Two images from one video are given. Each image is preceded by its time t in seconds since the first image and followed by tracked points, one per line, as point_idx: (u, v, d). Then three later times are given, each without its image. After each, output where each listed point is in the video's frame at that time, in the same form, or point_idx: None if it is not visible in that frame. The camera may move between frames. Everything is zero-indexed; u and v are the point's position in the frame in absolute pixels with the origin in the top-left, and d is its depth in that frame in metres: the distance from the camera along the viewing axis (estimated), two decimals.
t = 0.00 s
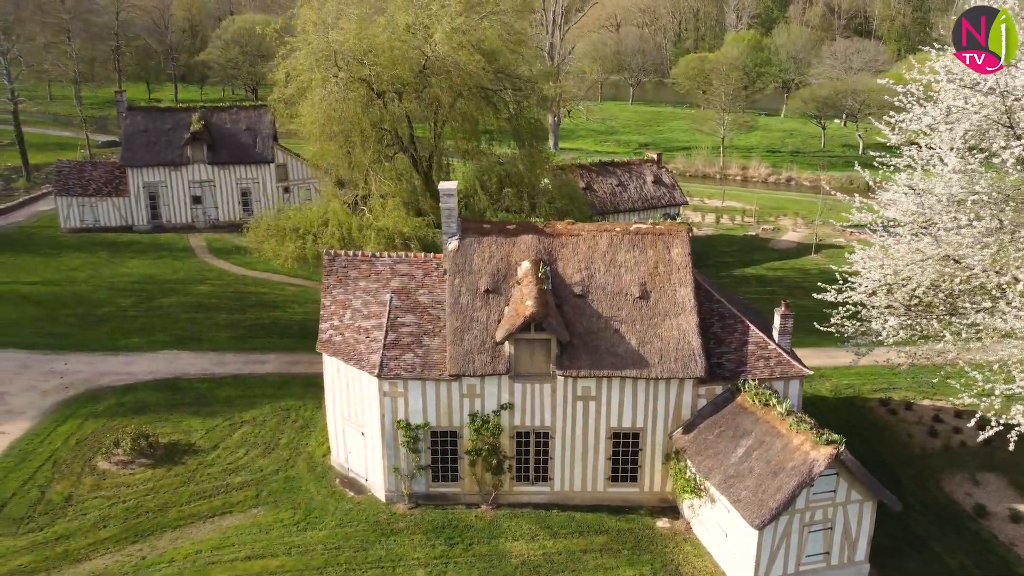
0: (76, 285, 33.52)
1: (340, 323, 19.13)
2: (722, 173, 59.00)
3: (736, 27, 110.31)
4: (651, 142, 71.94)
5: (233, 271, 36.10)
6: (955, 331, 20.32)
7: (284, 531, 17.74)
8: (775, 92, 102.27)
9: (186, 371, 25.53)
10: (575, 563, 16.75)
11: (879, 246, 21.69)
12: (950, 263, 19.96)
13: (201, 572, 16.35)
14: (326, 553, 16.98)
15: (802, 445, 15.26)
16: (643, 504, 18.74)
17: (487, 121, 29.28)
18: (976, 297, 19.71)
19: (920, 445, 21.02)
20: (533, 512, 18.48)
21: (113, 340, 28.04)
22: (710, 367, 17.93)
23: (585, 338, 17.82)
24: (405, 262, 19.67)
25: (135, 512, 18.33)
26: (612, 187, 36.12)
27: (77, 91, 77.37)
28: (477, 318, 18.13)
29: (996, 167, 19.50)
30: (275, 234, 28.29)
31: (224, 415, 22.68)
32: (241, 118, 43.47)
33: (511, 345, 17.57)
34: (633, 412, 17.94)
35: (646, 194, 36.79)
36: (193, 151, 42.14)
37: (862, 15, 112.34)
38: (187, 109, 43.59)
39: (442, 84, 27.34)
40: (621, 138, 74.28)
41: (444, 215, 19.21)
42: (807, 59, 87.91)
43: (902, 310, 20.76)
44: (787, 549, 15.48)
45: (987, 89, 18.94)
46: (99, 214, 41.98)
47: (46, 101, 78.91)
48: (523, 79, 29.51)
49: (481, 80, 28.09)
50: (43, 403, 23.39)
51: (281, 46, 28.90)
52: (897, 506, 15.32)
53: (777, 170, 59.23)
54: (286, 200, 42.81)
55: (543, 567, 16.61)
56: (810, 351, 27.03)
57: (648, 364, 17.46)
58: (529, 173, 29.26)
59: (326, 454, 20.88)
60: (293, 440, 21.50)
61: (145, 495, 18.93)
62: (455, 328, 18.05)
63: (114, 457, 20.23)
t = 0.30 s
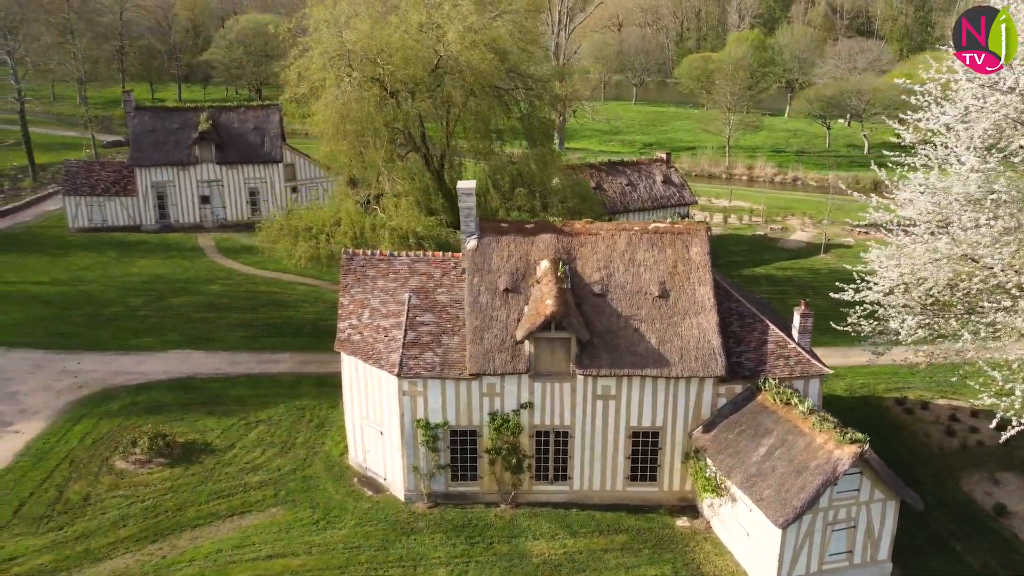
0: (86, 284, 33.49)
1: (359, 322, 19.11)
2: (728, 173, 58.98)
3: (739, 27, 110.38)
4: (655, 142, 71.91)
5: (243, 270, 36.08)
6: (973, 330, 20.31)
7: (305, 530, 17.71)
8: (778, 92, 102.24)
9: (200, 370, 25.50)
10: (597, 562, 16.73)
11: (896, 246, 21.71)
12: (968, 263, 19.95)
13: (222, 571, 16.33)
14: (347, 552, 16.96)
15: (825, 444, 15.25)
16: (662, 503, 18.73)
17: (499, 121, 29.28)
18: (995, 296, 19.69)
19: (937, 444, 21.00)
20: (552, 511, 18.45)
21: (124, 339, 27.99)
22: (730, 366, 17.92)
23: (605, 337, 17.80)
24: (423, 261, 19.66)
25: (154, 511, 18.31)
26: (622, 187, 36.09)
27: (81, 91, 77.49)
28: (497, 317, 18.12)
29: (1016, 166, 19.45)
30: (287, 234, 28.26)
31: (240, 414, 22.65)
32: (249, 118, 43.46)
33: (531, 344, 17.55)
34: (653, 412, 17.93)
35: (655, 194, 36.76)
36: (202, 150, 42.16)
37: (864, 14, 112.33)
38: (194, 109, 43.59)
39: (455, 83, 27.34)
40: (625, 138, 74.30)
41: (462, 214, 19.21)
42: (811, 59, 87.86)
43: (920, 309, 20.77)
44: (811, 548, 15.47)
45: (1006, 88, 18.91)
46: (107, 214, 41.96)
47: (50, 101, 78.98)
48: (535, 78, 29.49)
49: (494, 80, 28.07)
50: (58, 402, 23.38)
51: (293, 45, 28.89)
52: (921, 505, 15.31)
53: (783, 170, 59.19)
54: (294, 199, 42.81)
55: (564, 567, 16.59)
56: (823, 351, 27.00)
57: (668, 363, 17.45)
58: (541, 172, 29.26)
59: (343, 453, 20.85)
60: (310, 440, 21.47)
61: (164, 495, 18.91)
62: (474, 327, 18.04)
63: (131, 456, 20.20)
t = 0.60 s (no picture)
0: (96, 284, 33.48)
1: (377, 320, 19.09)
2: (734, 173, 58.95)
3: (741, 28, 110.45)
4: (660, 142, 71.90)
5: (252, 269, 36.05)
6: (990, 329, 20.32)
7: (325, 528, 17.70)
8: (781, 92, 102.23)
9: (213, 369, 25.47)
10: (618, 560, 16.72)
11: (913, 244, 21.67)
12: (985, 262, 19.96)
13: (243, 570, 16.32)
14: (368, 551, 16.95)
15: (849, 442, 15.24)
16: (681, 502, 18.72)
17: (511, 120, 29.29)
18: (1014, 295, 19.67)
19: (954, 443, 20.97)
20: (571, 510, 18.43)
21: (136, 338, 27.96)
22: (750, 364, 17.91)
23: (625, 336, 17.79)
24: (441, 259, 19.66)
25: (173, 510, 18.30)
26: (632, 186, 36.08)
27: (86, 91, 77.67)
28: (516, 315, 18.10)
29: None
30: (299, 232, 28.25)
31: (255, 412, 22.62)
32: (257, 117, 43.44)
33: (551, 342, 17.52)
34: (672, 410, 17.92)
35: (665, 193, 36.73)
36: (210, 150, 42.13)
37: (866, 14, 112.29)
38: (202, 108, 43.57)
39: (468, 82, 27.36)
40: (630, 137, 74.31)
41: (481, 213, 19.21)
42: (815, 59, 87.80)
43: (937, 307, 20.75)
44: (834, 546, 15.46)
45: None
46: (115, 213, 41.94)
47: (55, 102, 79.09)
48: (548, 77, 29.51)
49: (506, 79, 28.06)
50: (73, 401, 23.36)
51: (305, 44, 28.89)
52: (944, 503, 15.29)
53: (789, 169, 59.13)
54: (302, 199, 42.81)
55: (586, 565, 16.57)
56: (837, 349, 26.93)
57: (688, 362, 17.44)
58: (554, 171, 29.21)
59: (359, 452, 20.83)
60: (326, 438, 21.44)
61: (182, 493, 18.90)
62: (494, 326, 18.03)
63: (148, 455, 20.18)
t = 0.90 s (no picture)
0: (108, 282, 33.50)
1: (397, 317, 19.11)
2: (740, 172, 58.97)
3: (744, 28, 110.51)
4: (666, 141, 71.93)
5: (263, 268, 36.05)
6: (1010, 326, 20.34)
7: (347, 525, 17.70)
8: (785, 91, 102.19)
9: (229, 367, 25.47)
10: (641, 558, 16.73)
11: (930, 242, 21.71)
12: (1004, 259, 19.97)
13: (268, 566, 16.32)
14: (391, 548, 16.95)
15: (874, 438, 15.24)
16: (702, 499, 18.72)
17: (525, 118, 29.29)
18: None
19: (973, 440, 20.96)
20: (592, 507, 18.44)
21: (151, 337, 27.97)
22: (771, 361, 17.92)
23: (647, 333, 17.79)
24: (460, 256, 19.68)
25: (195, 507, 18.31)
26: (642, 184, 36.06)
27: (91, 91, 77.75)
28: (537, 312, 18.11)
29: None
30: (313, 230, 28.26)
31: (273, 410, 22.63)
32: (266, 116, 43.46)
33: (572, 339, 17.52)
34: (694, 407, 17.92)
35: (675, 192, 36.71)
36: (219, 149, 42.10)
37: (869, 14, 112.25)
38: (211, 108, 43.60)
39: (482, 81, 27.37)
40: (635, 137, 74.31)
41: (501, 210, 19.22)
42: (819, 58, 87.73)
43: (956, 305, 20.78)
44: (859, 542, 15.46)
45: None
46: (125, 212, 41.95)
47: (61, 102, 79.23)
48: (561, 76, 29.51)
49: (520, 77, 28.08)
50: (89, 399, 23.37)
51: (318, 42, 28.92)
52: (970, 500, 15.30)
53: (796, 168, 59.12)
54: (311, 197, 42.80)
55: (609, 562, 16.59)
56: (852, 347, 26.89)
57: (710, 359, 17.45)
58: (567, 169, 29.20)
59: (378, 449, 20.84)
60: (344, 436, 21.45)
61: (203, 490, 18.90)
62: (515, 323, 18.04)
63: (168, 452, 20.18)
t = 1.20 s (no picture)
0: (118, 281, 33.49)
1: (415, 315, 19.09)
2: (746, 171, 58.96)
3: (747, 28, 110.50)
4: (671, 141, 71.88)
5: (272, 266, 36.03)
6: None
7: (367, 523, 17.68)
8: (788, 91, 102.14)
9: (242, 366, 25.44)
10: (663, 555, 16.72)
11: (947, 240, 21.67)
12: (1022, 256, 19.93)
13: (289, 564, 16.29)
14: (412, 545, 16.92)
15: (898, 435, 15.22)
16: (721, 496, 18.70)
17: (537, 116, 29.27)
18: None
19: (990, 437, 20.95)
20: (611, 505, 18.42)
21: (164, 335, 27.96)
22: (791, 358, 17.91)
23: (667, 330, 17.77)
24: (479, 254, 19.68)
25: (214, 504, 18.28)
26: (652, 183, 36.03)
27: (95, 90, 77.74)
28: (557, 309, 18.10)
29: None
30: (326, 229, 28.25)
31: (289, 408, 22.61)
32: (274, 115, 43.44)
33: (593, 337, 17.50)
34: (714, 404, 17.90)
35: (685, 190, 36.67)
36: (228, 147, 42.06)
37: (871, 14, 112.28)
38: (219, 106, 43.57)
39: (495, 79, 27.36)
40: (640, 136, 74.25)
41: (519, 207, 19.21)
42: (823, 58, 87.67)
43: (974, 303, 20.73)
44: (882, 539, 15.43)
45: None
46: (133, 211, 41.96)
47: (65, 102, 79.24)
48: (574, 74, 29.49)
49: (533, 75, 28.06)
50: (104, 397, 23.35)
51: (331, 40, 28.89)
52: (994, 497, 15.27)
53: (802, 168, 59.08)
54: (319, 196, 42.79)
55: (631, 559, 16.58)
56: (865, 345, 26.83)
57: (731, 356, 17.43)
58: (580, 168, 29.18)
59: (395, 447, 20.81)
60: (361, 434, 21.42)
61: (221, 488, 18.88)
62: (535, 320, 18.03)
63: (185, 450, 20.15)
